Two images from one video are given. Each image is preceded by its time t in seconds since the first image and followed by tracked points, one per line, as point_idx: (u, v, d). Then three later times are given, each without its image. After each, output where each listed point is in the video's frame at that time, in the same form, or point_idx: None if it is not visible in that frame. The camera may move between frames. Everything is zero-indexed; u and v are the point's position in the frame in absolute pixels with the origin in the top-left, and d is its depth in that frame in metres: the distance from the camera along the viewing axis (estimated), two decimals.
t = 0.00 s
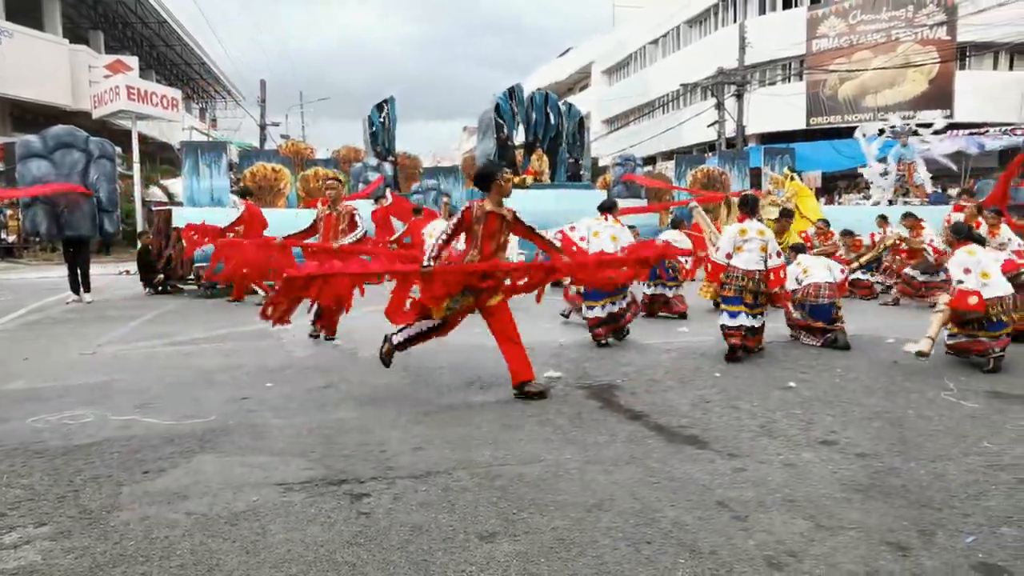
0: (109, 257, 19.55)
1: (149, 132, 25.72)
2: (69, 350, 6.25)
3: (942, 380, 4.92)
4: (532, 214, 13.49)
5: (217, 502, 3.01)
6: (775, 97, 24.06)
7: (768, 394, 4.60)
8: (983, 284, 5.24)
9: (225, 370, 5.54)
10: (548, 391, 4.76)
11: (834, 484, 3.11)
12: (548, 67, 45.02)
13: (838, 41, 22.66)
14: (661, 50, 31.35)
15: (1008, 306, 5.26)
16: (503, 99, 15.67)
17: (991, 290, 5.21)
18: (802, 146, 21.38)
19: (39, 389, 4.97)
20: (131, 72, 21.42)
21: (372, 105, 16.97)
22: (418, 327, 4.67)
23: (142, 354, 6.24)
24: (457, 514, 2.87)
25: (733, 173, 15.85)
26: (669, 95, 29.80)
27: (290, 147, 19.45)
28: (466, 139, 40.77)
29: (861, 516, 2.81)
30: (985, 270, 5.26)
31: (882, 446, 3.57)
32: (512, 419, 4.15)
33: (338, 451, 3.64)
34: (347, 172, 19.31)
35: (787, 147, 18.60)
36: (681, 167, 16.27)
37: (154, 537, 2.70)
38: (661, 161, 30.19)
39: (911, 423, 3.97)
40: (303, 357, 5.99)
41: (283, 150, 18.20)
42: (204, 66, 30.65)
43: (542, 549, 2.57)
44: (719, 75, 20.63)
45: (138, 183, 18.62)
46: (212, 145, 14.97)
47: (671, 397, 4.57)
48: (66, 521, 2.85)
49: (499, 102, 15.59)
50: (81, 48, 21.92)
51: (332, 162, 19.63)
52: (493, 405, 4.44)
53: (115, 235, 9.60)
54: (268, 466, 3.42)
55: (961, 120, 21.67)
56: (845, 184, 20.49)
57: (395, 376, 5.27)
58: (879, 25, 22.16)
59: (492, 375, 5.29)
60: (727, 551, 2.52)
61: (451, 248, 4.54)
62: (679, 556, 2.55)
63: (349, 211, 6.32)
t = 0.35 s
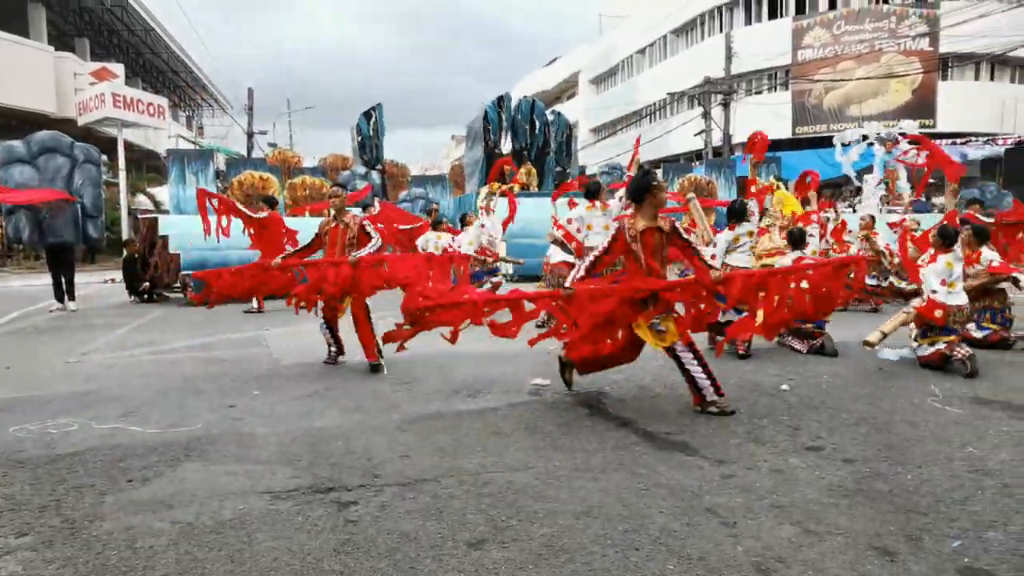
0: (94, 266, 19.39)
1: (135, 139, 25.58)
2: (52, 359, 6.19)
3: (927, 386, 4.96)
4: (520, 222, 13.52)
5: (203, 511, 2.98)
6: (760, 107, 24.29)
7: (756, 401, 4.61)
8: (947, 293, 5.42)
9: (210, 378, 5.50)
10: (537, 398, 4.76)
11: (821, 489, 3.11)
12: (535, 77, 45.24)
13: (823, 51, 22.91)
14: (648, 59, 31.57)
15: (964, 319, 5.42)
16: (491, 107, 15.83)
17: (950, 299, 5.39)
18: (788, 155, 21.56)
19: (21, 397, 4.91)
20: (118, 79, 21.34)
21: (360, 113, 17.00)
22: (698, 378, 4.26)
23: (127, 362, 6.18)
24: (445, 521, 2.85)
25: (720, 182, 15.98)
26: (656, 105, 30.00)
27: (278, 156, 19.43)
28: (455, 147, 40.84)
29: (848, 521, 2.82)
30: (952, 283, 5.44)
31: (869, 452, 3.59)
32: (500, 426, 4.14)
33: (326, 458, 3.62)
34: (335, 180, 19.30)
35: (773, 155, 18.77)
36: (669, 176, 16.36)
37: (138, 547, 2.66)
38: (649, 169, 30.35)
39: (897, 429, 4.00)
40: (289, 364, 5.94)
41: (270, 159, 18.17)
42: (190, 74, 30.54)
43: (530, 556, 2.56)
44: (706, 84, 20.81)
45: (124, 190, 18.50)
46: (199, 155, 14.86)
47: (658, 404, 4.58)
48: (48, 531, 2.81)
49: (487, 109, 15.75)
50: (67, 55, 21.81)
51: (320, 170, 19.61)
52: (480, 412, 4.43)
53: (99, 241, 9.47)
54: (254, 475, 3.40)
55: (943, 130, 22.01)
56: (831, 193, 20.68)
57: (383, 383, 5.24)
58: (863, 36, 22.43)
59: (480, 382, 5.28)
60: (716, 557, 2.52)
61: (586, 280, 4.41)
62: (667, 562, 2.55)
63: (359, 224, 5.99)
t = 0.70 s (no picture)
0: (72, 273, 19.13)
1: (114, 145, 25.33)
2: (27, 367, 6.09)
3: (906, 391, 5.00)
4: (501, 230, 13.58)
5: (181, 521, 2.94)
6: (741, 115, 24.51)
7: (737, 408, 4.62)
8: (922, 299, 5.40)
9: (189, 386, 5.42)
10: (519, 405, 4.75)
11: (802, 495, 3.12)
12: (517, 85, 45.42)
13: (802, 60, 23.21)
14: (629, 67, 31.78)
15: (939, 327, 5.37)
16: (472, 115, 15.85)
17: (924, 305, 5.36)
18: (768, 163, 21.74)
19: None
20: (97, 85, 21.14)
21: (343, 120, 16.98)
22: (723, 381, 4.25)
23: (105, 370, 6.09)
24: (426, 530, 2.82)
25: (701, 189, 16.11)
26: (638, 113, 30.18)
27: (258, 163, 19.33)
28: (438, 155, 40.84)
29: (828, 527, 2.83)
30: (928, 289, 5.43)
31: (850, 457, 3.60)
32: (482, 433, 4.12)
33: (306, 466, 3.58)
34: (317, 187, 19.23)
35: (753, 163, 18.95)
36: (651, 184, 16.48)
37: (112, 558, 2.62)
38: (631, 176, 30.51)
39: (877, 435, 4.02)
40: (270, 373, 5.88)
41: (252, 165, 18.08)
42: (171, 80, 30.31)
43: (512, 564, 2.54)
44: (687, 92, 20.96)
45: (103, 197, 18.29)
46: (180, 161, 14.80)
47: (640, 410, 4.58)
48: (20, 543, 2.75)
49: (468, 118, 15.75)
50: (45, 61, 21.60)
51: (302, 178, 19.53)
52: (462, 420, 4.40)
53: (77, 246, 9.53)
54: (233, 484, 3.35)
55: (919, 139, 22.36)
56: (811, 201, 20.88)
57: (365, 391, 5.21)
58: (841, 46, 22.73)
59: (463, 389, 5.26)
60: (699, 564, 2.51)
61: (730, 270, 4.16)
62: (650, 569, 2.54)
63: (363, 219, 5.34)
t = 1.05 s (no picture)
0: (32, 277, 18.67)
1: (76, 147, 24.80)
2: None
3: (870, 393, 5.09)
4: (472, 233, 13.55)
5: (143, 531, 2.87)
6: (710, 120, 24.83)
7: (705, 411, 4.65)
8: (886, 305, 5.60)
9: (152, 393, 5.31)
10: (489, 410, 4.73)
11: (769, 497, 3.15)
12: (488, 89, 45.46)
13: (769, 67, 23.55)
14: (599, 73, 31.99)
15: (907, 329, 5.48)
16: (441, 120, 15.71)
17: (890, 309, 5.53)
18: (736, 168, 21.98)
19: None
20: (58, 85, 20.70)
21: (313, 123, 16.84)
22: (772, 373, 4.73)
23: (64, 378, 5.94)
24: (395, 536, 2.80)
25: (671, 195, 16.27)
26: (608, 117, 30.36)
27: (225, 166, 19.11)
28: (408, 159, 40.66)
29: (794, 528, 2.86)
30: (887, 295, 5.63)
31: (815, 459, 3.65)
32: (452, 437, 4.10)
33: (272, 473, 3.53)
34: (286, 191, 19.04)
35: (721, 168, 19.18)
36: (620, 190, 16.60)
37: (70, 572, 2.54)
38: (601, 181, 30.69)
39: (843, 437, 4.07)
40: (236, 378, 5.77)
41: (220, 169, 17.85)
42: (136, 81, 29.80)
43: (481, 570, 2.53)
44: (656, 98, 21.13)
45: (64, 199, 17.89)
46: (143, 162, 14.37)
47: (609, 414, 4.59)
48: None
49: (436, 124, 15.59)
50: (4, 60, 21.09)
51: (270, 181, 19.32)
52: (431, 424, 4.37)
53: (37, 250, 9.23)
54: (196, 492, 3.29)
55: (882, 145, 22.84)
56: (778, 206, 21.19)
57: (333, 396, 5.15)
58: (808, 53, 23.00)
59: (432, 394, 5.23)
60: (667, 567, 2.52)
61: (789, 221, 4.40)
62: (618, 573, 2.54)
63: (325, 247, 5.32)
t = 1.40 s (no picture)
0: None
1: (28, 147, 24.08)
2: None
3: (829, 392, 5.20)
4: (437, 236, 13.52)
5: (99, 541, 2.79)
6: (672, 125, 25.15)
7: (669, 412, 4.69)
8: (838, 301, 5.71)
9: (108, 399, 5.17)
10: (454, 414, 4.71)
11: (732, 497, 3.19)
12: (452, 92, 45.37)
13: (729, 74, 23.99)
14: (563, 77, 32.16)
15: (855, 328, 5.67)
16: (406, 122, 15.64)
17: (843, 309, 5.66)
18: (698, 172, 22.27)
19: None
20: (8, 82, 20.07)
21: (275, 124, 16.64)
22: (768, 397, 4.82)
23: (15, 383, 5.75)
24: (360, 541, 2.77)
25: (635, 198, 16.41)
26: (572, 121, 30.54)
27: (184, 168, 18.75)
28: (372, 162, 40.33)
29: (756, 526, 2.90)
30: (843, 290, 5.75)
31: (777, 458, 3.71)
32: (417, 441, 4.07)
33: (234, 480, 3.46)
34: (247, 193, 18.75)
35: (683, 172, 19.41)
36: (584, 192, 16.70)
37: None
38: (565, 184, 30.84)
39: (803, 435, 4.15)
40: (196, 384, 5.66)
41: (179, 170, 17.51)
42: (91, 80, 29.07)
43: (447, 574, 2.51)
44: (619, 102, 21.31)
45: (15, 200, 17.36)
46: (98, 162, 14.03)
47: (575, 416, 4.61)
48: None
49: (402, 125, 15.53)
50: None
51: (231, 183, 19.02)
52: (397, 428, 4.34)
53: None
54: (154, 500, 3.21)
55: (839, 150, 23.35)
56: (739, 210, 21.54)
57: (296, 401, 5.08)
58: (766, 60, 23.46)
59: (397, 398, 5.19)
60: (632, 568, 2.53)
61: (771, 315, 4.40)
62: (584, 575, 2.55)
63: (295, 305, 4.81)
